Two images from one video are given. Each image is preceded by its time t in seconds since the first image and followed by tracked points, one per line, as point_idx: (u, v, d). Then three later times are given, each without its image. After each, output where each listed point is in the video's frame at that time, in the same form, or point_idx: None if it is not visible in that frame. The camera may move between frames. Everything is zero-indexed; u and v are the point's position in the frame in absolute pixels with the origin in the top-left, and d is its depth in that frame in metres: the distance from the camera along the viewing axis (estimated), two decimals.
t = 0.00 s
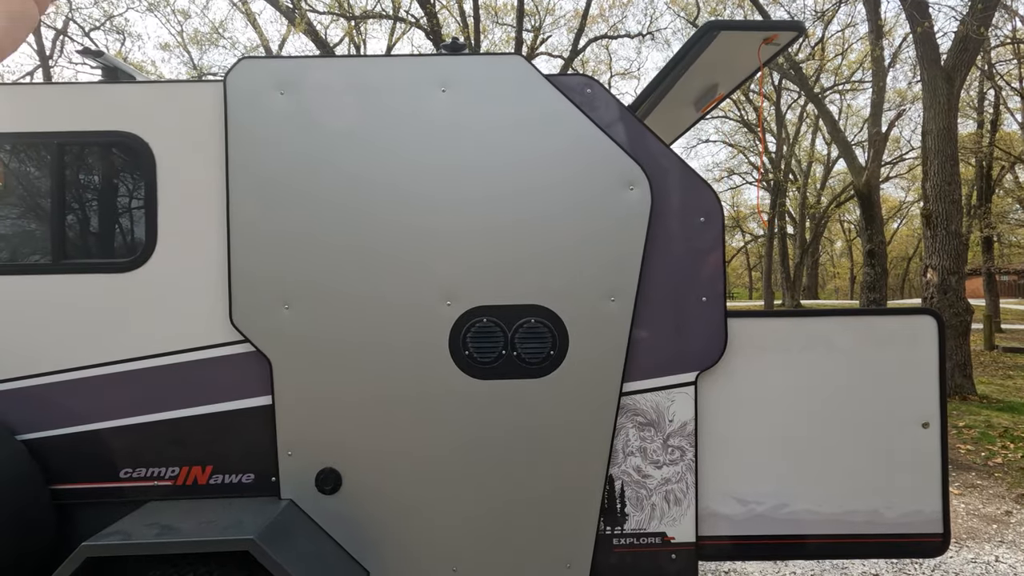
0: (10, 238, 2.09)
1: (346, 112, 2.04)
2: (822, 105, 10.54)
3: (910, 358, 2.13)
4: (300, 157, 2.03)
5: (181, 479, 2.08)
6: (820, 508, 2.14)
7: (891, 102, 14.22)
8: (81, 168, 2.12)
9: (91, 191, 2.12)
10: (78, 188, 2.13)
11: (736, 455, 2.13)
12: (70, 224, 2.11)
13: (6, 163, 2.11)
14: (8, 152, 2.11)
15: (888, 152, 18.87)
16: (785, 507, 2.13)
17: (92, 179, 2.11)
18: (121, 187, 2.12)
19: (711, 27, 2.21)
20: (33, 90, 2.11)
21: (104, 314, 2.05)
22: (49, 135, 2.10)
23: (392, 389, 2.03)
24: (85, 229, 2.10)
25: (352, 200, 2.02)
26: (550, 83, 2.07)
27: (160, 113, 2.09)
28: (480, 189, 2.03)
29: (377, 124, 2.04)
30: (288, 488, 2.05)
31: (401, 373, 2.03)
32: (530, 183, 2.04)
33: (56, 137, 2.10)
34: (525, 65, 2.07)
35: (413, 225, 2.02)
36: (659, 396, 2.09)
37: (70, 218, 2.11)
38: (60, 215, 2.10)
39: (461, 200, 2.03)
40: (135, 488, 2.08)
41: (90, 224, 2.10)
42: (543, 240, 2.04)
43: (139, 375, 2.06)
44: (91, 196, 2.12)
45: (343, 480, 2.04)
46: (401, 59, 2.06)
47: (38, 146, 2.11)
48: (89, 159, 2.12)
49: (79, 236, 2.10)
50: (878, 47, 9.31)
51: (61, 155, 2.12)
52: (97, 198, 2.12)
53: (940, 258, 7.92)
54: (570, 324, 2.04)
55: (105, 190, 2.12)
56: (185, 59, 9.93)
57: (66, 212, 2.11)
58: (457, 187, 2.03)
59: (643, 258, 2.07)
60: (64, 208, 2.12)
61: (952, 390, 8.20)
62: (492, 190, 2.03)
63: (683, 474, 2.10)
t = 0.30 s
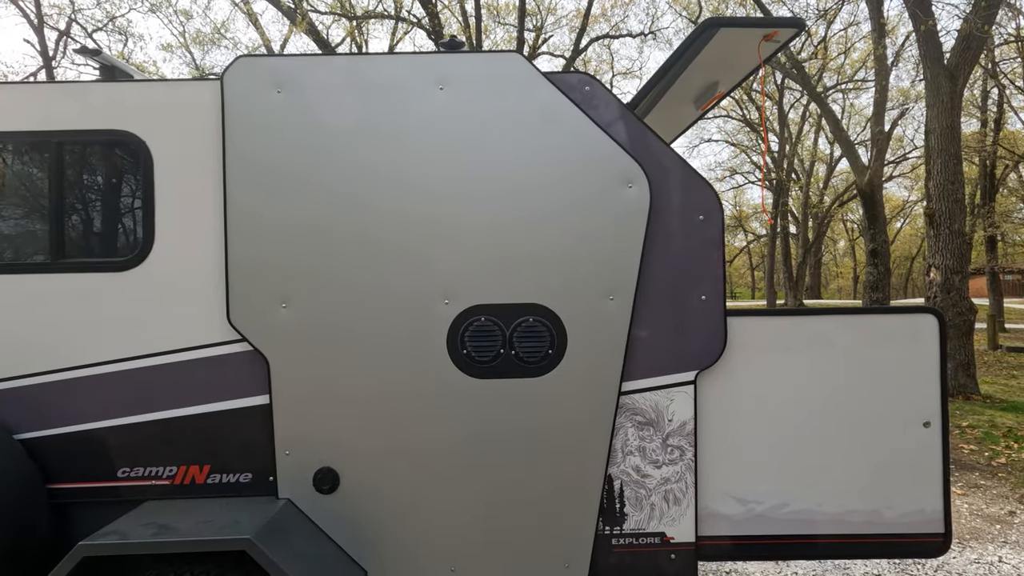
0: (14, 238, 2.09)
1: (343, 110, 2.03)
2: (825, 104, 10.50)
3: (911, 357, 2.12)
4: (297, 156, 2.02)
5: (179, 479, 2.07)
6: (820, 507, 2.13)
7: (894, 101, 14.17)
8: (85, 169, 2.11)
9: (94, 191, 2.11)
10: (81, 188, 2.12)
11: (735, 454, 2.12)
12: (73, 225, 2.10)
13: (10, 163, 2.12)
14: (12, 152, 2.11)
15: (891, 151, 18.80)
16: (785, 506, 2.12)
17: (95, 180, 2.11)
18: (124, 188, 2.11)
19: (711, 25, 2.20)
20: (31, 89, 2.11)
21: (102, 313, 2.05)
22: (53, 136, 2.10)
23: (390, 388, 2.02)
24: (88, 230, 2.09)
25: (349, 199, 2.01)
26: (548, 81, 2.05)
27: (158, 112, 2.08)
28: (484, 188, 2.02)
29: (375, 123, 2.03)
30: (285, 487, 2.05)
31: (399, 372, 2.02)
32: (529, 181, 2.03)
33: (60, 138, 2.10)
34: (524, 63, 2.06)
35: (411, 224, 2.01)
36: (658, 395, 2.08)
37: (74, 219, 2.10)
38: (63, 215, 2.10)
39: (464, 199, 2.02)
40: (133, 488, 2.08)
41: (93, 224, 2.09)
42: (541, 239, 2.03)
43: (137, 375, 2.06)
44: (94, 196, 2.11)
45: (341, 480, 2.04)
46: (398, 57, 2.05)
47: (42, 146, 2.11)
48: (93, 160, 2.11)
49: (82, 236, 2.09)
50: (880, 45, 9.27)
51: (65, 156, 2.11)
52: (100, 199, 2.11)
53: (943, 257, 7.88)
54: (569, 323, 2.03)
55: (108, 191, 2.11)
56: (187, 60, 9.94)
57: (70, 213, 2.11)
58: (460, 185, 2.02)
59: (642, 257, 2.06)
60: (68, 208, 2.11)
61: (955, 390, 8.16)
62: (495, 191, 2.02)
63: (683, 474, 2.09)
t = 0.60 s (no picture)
0: (19, 238, 2.12)
1: (344, 111, 2.05)
2: (827, 103, 10.49)
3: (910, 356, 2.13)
4: (299, 157, 2.04)
5: (182, 476, 2.09)
6: (819, 506, 2.14)
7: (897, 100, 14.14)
8: (88, 169, 2.14)
9: (98, 191, 2.13)
10: (85, 189, 2.14)
11: (734, 452, 2.13)
12: (78, 225, 2.13)
13: (16, 164, 2.14)
14: (18, 153, 2.14)
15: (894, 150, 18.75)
16: (784, 505, 2.13)
17: (98, 180, 2.13)
18: (127, 188, 2.13)
19: (710, 25, 2.21)
20: (35, 90, 2.13)
21: (106, 312, 2.07)
22: (57, 136, 2.11)
23: (391, 387, 2.04)
24: (92, 230, 2.12)
25: (351, 199, 2.03)
26: (548, 82, 2.07)
27: (161, 113, 2.10)
28: (485, 190, 2.04)
29: (376, 124, 2.05)
30: (288, 485, 2.07)
31: (400, 371, 2.04)
32: (529, 181, 2.04)
33: (64, 138, 2.12)
34: (524, 64, 2.08)
35: (411, 224, 2.03)
36: (658, 394, 2.09)
37: (78, 219, 2.13)
38: (67, 216, 2.13)
39: (465, 201, 2.03)
40: (136, 485, 2.10)
41: (97, 224, 2.12)
42: (541, 239, 2.04)
43: (141, 373, 2.08)
44: (98, 197, 2.14)
45: (343, 478, 2.05)
46: (399, 58, 2.06)
47: (47, 147, 2.13)
48: (96, 160, 2.13)
49: (87, 237, 2.12)
50: (883, 45, 9.26)
51: (70, 157, 2.14)
52: (104, 199, 2.13)
53: (946, 256, 7.86)
54: (569, 323, 2.05)
55: (112, 191, 2.13)
56: (190, 61, 9.96)
57: (74, 213, 2.13)
58: (462, 187, 2.03)
59: (641, 257, 2.07)
60: (72, 208, 2.14)
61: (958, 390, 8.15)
62: (495, 193, 2.04)
63: (682, 472, 2.10)
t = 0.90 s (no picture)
0: (21, 238, 2.11)
1: (343, 109, 2.04)
2: (830, 103, 10.45)
3: (912, 355, 2.12)
4: (299, 155, 2.03)
5: (181, 476, 2.09)
6: (821, 506, 2.12)
7: (899, 100, 14.10)
8: (91, 169, 2.13)
9: (101, 192, 2.13)
10: (88, 189, 2.14)
11: (736, 452, 2.12)
12: (80, 225, 2.12)
13: (18, 164, 2.14)
14: (20, 154, 2.14)
15: (897, 149, 18.70)
16: (786, 505, 2.12)
17: (101, 181, 2.13)
18: (130, 188, 2.13)
19: (712, 23, 2.19)
20: (35, 89, 2.13)
21: (106, 312, 2.07)
22: (59, 136, 2.11)
23: (391, 387, 2.03)
24: (95, 231, 2.11)
25: (351, 198, 2.02)
26: (548, 80, 2.06)
27: (161, 112, 2.10)
28: (485, 189, 2.03)
29: (377, 122, 2.04)
30: (288, 485, 2.06)
31: (400, 370, 2.03)
32: (529, 180, 2.04)
33: (65, 138, 2.11)
34: (524, 62, 2.07)
35: (411, 222, 2.02)
36: (659, 393, 2.08)
37: (81, 220, 2.13)
38: (71, 216, 2.13)
39: (465, 200, 2.03)
40: (136, 485, 2.09)
41: (100, 225, 2.11)
42: (542, 238, 2.03)
43: (141, 373, 2.07)
44: (100, 197, 2.13)
45: (343, 478, 2.05)
46: (399, 56, 2.05)
47: (48, 147, 2.13)
48: (98, 160, 2.13)
49: (89, 237, 2.12)
50: (886, 44, 9.23)
51: (72, 157, 2.13)
52: (106, 199, 2.13)
53: (949, 256, 7.83)
54: (569, 322, 2.04)
55: (115, 191, 2.13)
56: (192, 61, 9.97)
57: (77, 214, 2.13)
58: (462, 186, 2.03)
59: (642, 256, 2.06)
60: (74, 209, 2.14)
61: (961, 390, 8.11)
62: (495, 192, 2.03)
63: (683, 472, 2.09)
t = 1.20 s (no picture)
0: (24, 238, 2.10)
1: (343, 108, 2.03)
2: (833, 102, 10.41)
3: (918, 355, 2.09)
4: (298, 154, 2.02)
5: (180, 476, 2.08)
6: (825, 508, 2.10)
7: (903, 99, 14.04)
8: (93, 170, 2.12)
9: (104, 192, 2.12)
10: (90, 189, 2.13)
11: (739, 453, 2.10)
12: (83, 225, 2.11)
13: (21, 164, 2.12)
14: (22, 154, 2.12)
15: (900, 149, 18.63)
16: (789, 507, 2.10)
17: (104, 181, 2.11)
18: (133, 188, 2.12)
19: (715, 21, 2.17)
20: (33, 88, 2.11)
21: (105, 311, 2.06)
22: (61, 136, 2.10)
23: (391, 387, 2.02)
24: (97, 231, 2.10)
25: (351, 197, 2.01)
26: (550, 78, 2.04)
27: (161, 111, 2.09)
28: (487, 190, 2.01)
29: (377, 120, 2.02)
30: (287, 486, 2.05)
31: (401, 371, 2.01)
32: (531, 179, 2.02)
33: (67, 137, 2.10)
34: (526, 60, 2.05)
35: (412, 221, 2.00)
36: (662, 394, 2.06)
37: (83, 220, 2.11)
38: (73, 217, 2.11)
39: (467, 202, 2.01)
40: (136, 485, 2.08)
41: (102, 225, 2.10)
42: (543, 237, 2.02)
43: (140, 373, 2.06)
44: (103, 197, 2.12)
45: (343, 479, 2.03)
46: (400, 54, 2.04)
47: (50, 146, 2.12)
48: (101, 160, 2.12)
49: (92, 238, 2.10)
50: (889, 43, 9.19)
51: (74, 157, 2.12)
52: (109, 200, 2.12)
53: (953, 256, 7.78)
54: (571, 322, 2.02)
55: (117, 192, 2.12)
56: (194, 61, 9.96)
57: (80, 214, 2.12)
58: (463, 187, 2.01)
59: (644, 255, 2.05)
60: (77, 209, 2.12)
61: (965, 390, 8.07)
62: (497, 193, 2.01)
63: (686, 473, 2.07)
